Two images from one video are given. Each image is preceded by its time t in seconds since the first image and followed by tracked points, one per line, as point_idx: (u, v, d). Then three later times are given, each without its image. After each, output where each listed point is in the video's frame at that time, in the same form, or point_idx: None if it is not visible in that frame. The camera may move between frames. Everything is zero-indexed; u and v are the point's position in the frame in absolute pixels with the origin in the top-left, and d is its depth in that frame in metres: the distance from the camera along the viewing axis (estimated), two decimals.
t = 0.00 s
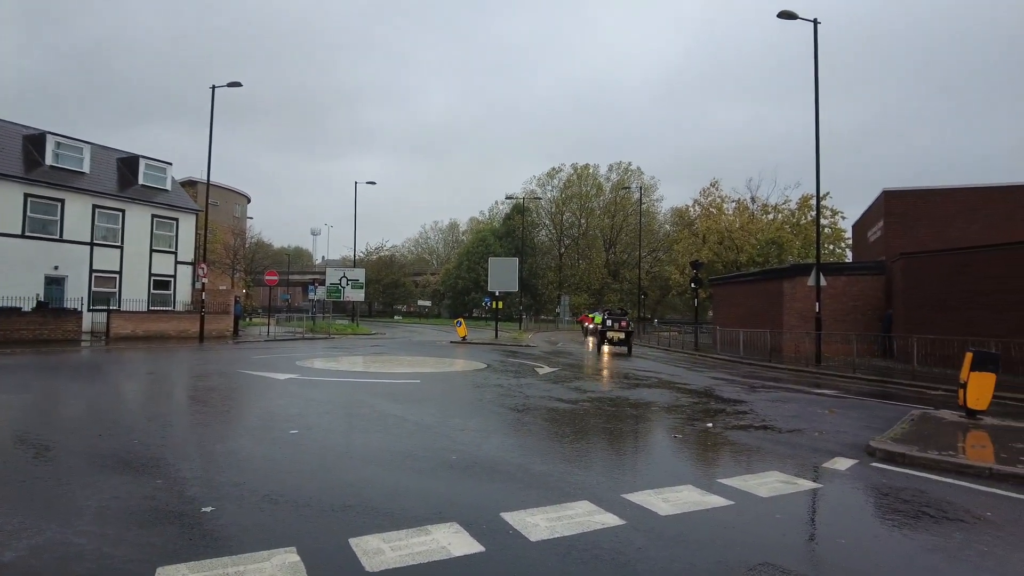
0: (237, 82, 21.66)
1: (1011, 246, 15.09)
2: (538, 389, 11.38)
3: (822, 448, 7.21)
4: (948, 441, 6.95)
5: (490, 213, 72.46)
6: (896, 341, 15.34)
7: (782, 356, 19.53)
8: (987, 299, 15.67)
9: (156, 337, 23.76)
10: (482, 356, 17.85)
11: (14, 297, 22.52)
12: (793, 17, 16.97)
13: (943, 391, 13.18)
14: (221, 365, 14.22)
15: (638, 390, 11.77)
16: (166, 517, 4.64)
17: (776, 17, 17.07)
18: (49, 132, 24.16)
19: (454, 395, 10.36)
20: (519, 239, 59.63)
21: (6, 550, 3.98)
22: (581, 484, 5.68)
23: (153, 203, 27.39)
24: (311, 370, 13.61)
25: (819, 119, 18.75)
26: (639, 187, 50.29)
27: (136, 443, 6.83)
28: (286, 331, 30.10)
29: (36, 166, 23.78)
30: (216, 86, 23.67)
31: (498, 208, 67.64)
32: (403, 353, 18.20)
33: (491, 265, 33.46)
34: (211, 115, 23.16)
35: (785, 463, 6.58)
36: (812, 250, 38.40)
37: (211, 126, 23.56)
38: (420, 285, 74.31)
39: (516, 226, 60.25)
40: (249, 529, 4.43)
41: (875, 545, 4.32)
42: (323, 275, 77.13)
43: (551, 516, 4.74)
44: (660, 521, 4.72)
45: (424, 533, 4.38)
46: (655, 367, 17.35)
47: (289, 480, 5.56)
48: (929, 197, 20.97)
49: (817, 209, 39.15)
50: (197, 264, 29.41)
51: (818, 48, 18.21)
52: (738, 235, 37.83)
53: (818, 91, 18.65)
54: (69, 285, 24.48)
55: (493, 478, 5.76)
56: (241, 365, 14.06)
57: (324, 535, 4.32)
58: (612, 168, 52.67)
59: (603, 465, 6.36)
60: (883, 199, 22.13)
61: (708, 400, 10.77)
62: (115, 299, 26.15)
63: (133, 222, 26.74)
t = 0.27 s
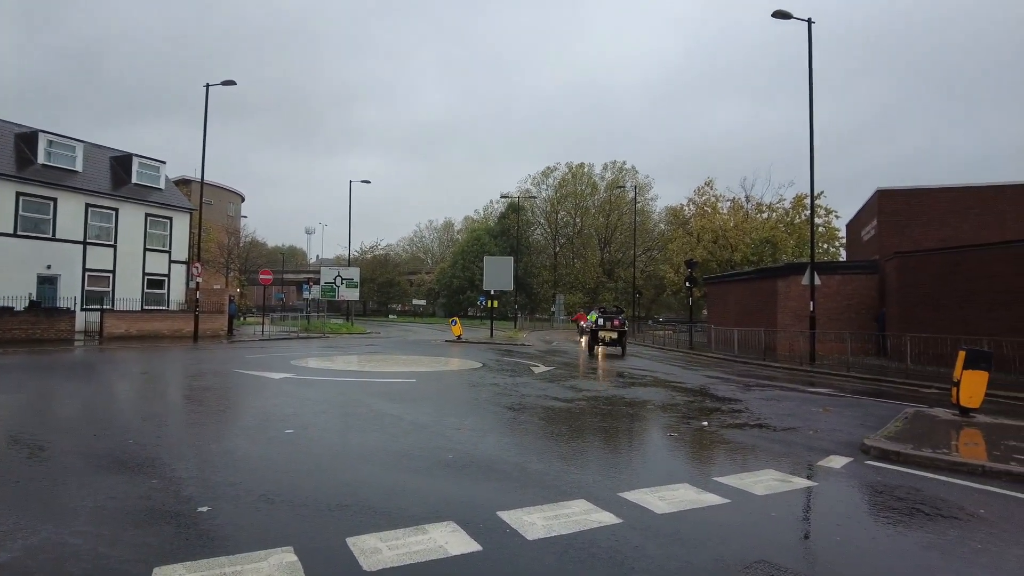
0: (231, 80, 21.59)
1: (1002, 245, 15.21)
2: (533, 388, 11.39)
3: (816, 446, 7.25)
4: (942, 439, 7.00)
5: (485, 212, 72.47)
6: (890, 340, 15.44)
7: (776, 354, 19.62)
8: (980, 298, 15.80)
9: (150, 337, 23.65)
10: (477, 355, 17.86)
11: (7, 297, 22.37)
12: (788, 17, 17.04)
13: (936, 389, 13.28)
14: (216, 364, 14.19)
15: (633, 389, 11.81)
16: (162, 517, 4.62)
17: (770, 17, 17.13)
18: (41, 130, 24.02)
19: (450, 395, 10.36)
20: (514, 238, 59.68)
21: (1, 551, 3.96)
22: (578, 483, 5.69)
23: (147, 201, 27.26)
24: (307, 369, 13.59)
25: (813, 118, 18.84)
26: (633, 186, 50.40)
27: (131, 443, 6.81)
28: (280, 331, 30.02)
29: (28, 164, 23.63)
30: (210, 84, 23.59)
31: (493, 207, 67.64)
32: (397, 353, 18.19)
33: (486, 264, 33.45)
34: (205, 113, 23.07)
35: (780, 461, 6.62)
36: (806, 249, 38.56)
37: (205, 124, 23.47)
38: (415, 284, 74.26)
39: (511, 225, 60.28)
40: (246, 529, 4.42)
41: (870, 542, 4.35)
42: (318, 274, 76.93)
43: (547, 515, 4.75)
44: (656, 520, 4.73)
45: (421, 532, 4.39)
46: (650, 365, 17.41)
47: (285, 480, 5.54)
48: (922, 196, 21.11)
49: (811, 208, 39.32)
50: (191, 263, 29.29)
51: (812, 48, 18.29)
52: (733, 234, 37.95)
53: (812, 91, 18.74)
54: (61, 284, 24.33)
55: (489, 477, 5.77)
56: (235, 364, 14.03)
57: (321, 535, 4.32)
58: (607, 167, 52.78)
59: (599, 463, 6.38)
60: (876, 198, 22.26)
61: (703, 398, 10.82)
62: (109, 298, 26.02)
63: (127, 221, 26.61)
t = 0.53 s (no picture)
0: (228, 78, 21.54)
1: (997, 244, 15.31)
2: (532, 387, 11.41)
3: (814, 444, 7.29)
4: (939, 437, 7.04)
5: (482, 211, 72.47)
6: (886, 338, 15.52)
7: (773, 353, 19.68)
8: (975, 297, 15.90)
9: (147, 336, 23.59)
10: (475, 353, 17.89)
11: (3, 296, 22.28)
12: (785, 16, 17.06)
13: (933, 387, 13.34)
14: (213, 363, 14.16)
15: (632, 387, 11.86)
16: (162, 516, 4.62)
17: (767, 16, 17.16)
18: (37, 129, 23.92)
19: (448, 393, 10.38)
20: (511, 237, 59.71)
21: (2, 550, 3.96)
22: (578, 481, 5.71)
23: (143, 200, 27.17)
24: (304, 368, 13.58)
25: (810, 117, 18.88)
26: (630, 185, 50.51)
27: (131, 442, 6.79)
28: (278, 330, 30.00)
29: (24, 162, 23.54)
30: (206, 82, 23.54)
31: (490, 205, 67.63)
32: (395, 351, 18.20)
33: (484, 263, 33.46)
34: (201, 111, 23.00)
35: (778, 459, 6.65)
36: (803, 247, 38.68)
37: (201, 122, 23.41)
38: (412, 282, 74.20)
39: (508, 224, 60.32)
40: (247, 528, 4.43)
41: (868, 539, 4.39)
42: (314, 273, 76.85)
43: (548, 513, 4.77)
44: (656, 518, 4.76)
45: (421, 530, 4.40)
46: (648, 364, 17.45)
47: (285, 479, 5.55)
48: (919, 195, 21.19)
49: (808, 206, 39.43)
50: (188, 262, 29.22)
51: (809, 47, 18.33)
52: (729, 233, 38.06)
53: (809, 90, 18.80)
54: (58, 283, 24.24)
55: (489, 475, 5.78)
56: (233, 363, 14.02)
57: (322, 533, 4.33)
58: (604, 166, 52.94)
59: (599, 462, 6.40)
60: (873, 196, 22.34)
61: (700, 397, 10.85)
62: (105, 297, 25.93)
63: (123, 220, 26.53)
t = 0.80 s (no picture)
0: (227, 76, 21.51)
1: (996, 243, 15.36)
2: (532, 385, 11.44)
3: (815, 442, 7.32)
4: (939, 435, 7.08)
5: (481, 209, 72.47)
6: (886, 337, 15.58)
7: (772, 351, 19.73)
8: (975, 295, 15.94)
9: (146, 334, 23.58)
10: (475, 352, 17.92)
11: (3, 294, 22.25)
12: (785, 14, 17.08)
13: (933, 385, 13.38)
14: (214, 361, 14.16)
15: (633, 385, 11.88)
16: (167, 514, 4.63)
17: (767, 14, 17.18)
18: (36, 127, 23.88)
19: (450, 391, 10.39)
20: (510, 235, 59.73)
21: (9, 547, 3.97)
22: (581, 478, 5.74)
23: (143, 198, 27.13)
24: (305, 366, 13.58)
25: (810, 116, 18.92)
26: (630, 183, 50.54)
27: (134, 440, 6.79)
28: (278, 328, 29.99)
29: (22, 161, 23.49)
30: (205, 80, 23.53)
31: (489, 204, 67.61)
32: (395, 350, 18.21)
33: (484, 261, 33.47)
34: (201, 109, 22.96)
35: (780, 456, 6.68)
36: (802, 246, 38.72)
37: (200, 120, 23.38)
38: (411, 281, 74.15)
39: (507, 222, 60.34)
40: (252, 525, 4.44)
41: (870, 536, 4.41)
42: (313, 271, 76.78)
43: (552, 510, 4.79)
44: (660, 515, 4.77)
45: (426, 527, 4.42)
46: (648, 362, 17.46)
47: (289, 476, 5.57)
48: (918, 193, 21.24)
49: (807, 205, 39.48)
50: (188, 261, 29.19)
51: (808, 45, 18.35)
52: (729, 232, 38.13)
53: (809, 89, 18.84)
54: (57, 282, 24.20)
55: (492, 473, 5.79)
56: (234, 362, 14.01)
57: (328, 531, 4.35)
58: (603, 165, 53.02)
59: (602, 460, 6.41)
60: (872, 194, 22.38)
61: (701, 395, 10.87)
62: (105, 296, 25.88)
63: (123, 218, 26.49)
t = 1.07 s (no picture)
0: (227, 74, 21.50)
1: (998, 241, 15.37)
2: (534, 382, 11.48)
3: (817, 439, 7.35)
4: (941, 432, 7.10)
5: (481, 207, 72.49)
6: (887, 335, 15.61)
7: (773, 349, 19.77)
8: (976, 293, 15.96)
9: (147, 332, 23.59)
10: (476, 350, 17.96)
11: (4, 293, 22.25)
12: (786, 12, 17.07)
13: (933, 383, 13.42)
14: (216, 359, 14.17)
15: (635, 383, 11.90)
16: (174, 511, 4.65)
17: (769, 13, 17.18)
18: (36, 125, 23.85)
19: (452, 389, 10.42)
20: (510, 233, 59.80)
21: (17, 545, 3.98)
22: (585, 475, 5.76)
23: (143, 197, 27.11)
24: (307, 364, 13.60)
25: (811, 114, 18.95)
26: (630, 181, 50.65)
27: (138, 438, 6.81)
28: (279, 326, 30.01)
29: (23, 159, 23.47)
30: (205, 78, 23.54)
31: (489, 202, 67.66)
32: (396, 347, 18.24)
33: (484, 259, 33.50)
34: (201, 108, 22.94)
35: (783, 454, 6.70)
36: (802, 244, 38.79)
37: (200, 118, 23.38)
38: (411, 279, 74.21)
39: (507, 220, 60.35)
40: (258, 523, 4.46)
41: (873, 533, 4.44)
42: (313, 269, 76.82)
43: (557, 507, 4.82)
44: (664, 512, 4.80)
45: (432, 524, 4.44)
46: (649, 360, 17.51)
47: (295, 474, 5.58)
48: (918, 191, 21.26)
49: (807, 203, 39.53)
50: (188, 259, 29.19)
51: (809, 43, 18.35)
52: (729, 230, 38.19)
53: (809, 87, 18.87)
54: (58, 281, 24.20)
55: (495, 470, 5.82)
56: (235, 360, 14.02)
57: (334, 528, 4.37)
58: (603, 163, 53.09)
59: (605, 457, 6.44)
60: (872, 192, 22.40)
61: (703, 392, 10.91)
62: (106, 294, 25.88)
63: (123, 216, 26.47)
